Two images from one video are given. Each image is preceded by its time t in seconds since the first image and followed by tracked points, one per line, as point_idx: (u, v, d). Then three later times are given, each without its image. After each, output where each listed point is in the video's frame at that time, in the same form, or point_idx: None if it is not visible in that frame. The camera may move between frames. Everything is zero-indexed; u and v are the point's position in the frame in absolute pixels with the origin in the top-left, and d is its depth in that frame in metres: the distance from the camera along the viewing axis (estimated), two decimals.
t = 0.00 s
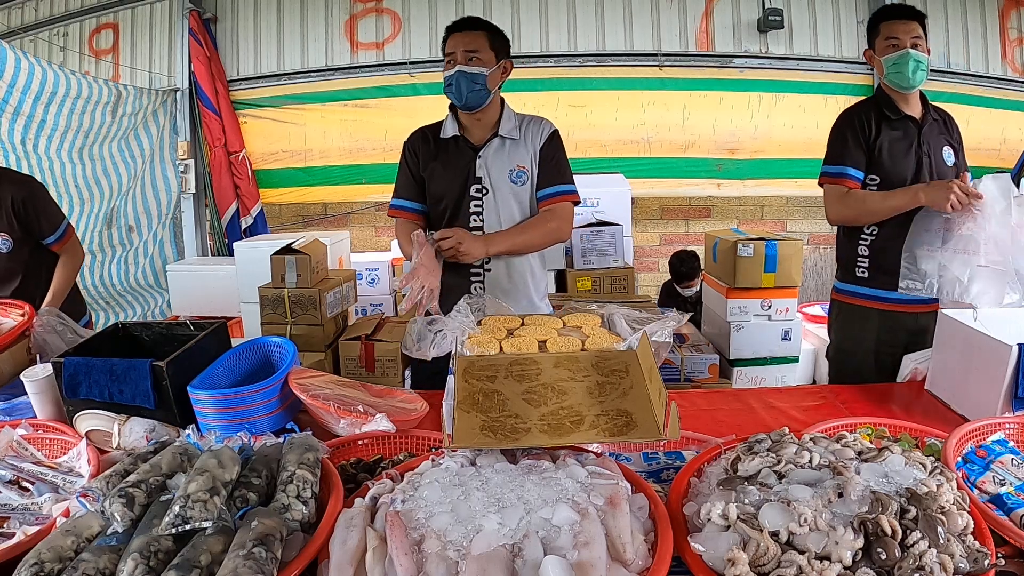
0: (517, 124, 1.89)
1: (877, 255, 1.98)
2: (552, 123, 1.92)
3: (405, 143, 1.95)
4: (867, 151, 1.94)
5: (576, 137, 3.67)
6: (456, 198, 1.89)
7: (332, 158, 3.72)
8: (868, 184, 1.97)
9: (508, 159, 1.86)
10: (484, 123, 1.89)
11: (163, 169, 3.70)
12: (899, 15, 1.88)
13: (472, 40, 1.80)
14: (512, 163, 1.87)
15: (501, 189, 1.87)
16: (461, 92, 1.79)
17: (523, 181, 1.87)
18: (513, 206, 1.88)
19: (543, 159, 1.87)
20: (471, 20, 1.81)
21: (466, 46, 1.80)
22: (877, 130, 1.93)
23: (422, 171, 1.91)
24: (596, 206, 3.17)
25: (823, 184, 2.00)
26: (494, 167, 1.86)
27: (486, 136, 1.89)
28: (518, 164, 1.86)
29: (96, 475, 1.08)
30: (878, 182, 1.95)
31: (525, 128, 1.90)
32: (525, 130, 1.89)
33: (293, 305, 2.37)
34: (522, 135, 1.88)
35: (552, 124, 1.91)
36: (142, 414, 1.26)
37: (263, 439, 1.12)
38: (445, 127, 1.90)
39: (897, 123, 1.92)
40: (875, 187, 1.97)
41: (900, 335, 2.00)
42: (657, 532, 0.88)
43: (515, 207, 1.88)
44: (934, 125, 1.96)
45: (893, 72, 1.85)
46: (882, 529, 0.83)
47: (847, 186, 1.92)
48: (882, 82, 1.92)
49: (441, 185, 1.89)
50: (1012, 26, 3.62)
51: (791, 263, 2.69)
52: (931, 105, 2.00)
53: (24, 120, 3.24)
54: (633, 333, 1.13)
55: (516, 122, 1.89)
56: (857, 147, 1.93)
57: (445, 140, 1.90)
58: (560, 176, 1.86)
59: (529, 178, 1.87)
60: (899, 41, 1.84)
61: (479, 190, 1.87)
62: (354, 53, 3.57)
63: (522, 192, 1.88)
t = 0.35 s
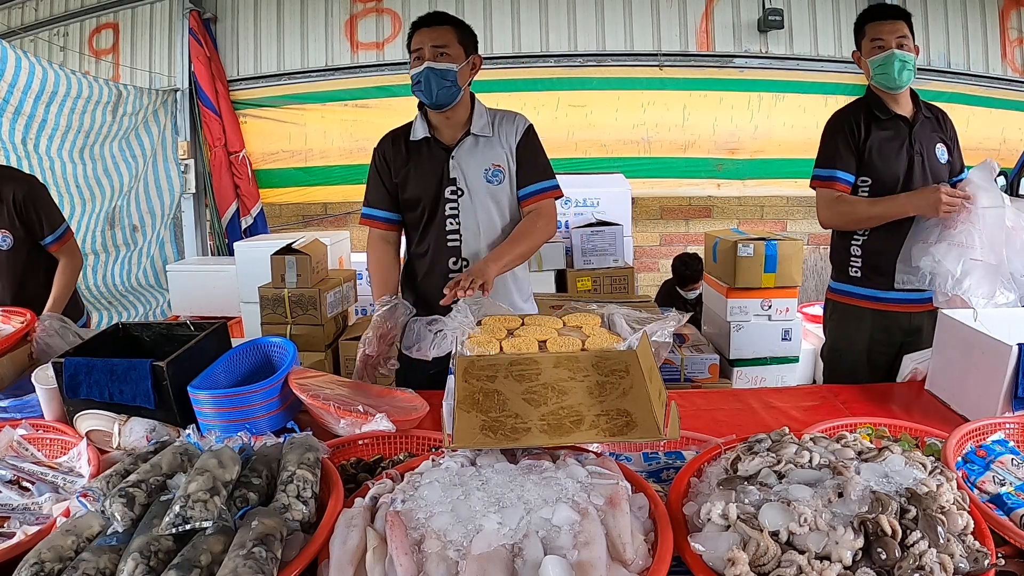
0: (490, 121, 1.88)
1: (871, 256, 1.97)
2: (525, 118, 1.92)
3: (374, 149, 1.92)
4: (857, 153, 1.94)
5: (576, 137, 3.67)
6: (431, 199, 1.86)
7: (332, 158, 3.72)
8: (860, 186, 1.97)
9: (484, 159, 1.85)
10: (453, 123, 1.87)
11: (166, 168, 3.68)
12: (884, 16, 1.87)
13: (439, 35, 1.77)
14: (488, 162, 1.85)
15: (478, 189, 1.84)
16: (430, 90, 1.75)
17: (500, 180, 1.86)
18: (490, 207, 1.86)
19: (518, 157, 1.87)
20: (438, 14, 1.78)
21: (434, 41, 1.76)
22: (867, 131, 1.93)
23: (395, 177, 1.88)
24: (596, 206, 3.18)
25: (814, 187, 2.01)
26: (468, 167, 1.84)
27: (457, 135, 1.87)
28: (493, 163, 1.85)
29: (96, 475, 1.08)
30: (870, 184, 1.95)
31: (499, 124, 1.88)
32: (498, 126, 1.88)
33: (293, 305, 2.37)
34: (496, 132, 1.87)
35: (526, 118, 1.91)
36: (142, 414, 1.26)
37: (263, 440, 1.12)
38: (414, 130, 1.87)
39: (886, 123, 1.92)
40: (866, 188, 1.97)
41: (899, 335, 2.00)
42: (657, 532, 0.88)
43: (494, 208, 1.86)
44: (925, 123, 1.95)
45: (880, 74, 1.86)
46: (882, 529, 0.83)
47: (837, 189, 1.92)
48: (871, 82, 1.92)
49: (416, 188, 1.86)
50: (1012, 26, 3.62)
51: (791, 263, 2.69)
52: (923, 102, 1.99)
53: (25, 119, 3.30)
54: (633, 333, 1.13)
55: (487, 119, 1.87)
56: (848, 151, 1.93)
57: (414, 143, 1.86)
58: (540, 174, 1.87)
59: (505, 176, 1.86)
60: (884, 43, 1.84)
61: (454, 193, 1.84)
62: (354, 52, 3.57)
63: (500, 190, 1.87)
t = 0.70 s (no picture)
0: (470, 120, 1.86)
1: (869, 256, 1.97)
2: (505, 115, 1.92)
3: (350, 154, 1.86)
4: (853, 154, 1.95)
5: (576, 137, 3.67)
6: (416, 204, 1.84)
7: (332, 158, 3.72)
8: (858, 186, 1.97)
9: (467, 159, 1.84)
10: (433, 125, 1.85)
11: (169, 169, 3.69)
12: (877, 16, 1.86)
13: (412, 34, 1.73)
14: (471, 162, 1.84)
15: (463, 191, 1.83)
16: (407, 91, 1.73)
17: (484, 179, 1.86)
18: (477, 206, 1.86)
19: (502, 156, 1.88)
20: (410, 13, 1.73)
21: (408, 41, 1.73)
22: (864, 131, 1.93)
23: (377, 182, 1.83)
24: (596, 206, 3.17)
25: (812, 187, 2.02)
26: (451, 168, 1.82)
27: (437, 137, 1.85)
28: (477, 163, 1.84)
29: (96, 475, 1.08)
30: (867, 184, 1.95)
31: (479, 123, 1.88)
32: (479, 124, 1.87)
33: (293, 305, 2.37)
34: (478, 130, 1.86)
35: (506, 116, 1.91)
36: (142, 414, 1.26)
37: (263, 440, 1.12)
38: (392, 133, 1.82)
39: (883, 123, 1.92)
40: (863, 188, 1.97)
41: (898, 335, 2.01)
42: (657, 532, 0.88)
43: (481, 208, 1.86)
44: (923, 122, 1.95)
45: (872, 73, 1.86)
46: (882, 529, 0.83)
47: (830, 189, 1.93)
48: (867, 82, 1.92)
49: (399, 193, 1.84)
50: (1012, 26, 3.61)
51: (791, 263, 2.69)
52: (921, 101, 1.98)
53: (26, 119, 3.31)
54: (633, 333, 1.13)
55: (467, 118, 1.86)
56: (843, 152, 1.94)
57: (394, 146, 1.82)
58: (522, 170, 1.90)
59: (489, 175, 1.86)
60: (876, 42, 1.84)
61: (439, 195, 1.82)
62: (354, 52, 3.57)
63: (485, 190, 1.87)
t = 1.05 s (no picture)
0: (460, 120, 1.85)
1: (869, 256, 1.97)
2: (497, 114, 1.89)
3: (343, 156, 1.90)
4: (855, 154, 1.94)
5: (576, 137, 3.68)
6: (405, 205, 1.84)
7: (332, 158, 3.72)
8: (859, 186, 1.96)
9: (456, 160, 1.82)
10: (423, 124, 1.84)
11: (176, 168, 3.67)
12: (875, 14, 1.86)
13: (399, 37, 1.70)
14: (460, 163, 1.82)
15: (451, 192, 1.81)
16: (395, 100, 1.73)
17: (473, 181, 1.83)
18: (465, 209, 1.83)
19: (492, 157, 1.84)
20: (396, 15, 1.70)
21: (393, 47, 1.70)
22: (865, 131, 1.93)
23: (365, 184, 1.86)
24: (596, 207, 3.18)
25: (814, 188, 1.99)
26: (439, 169, 1.80)
27: (428, 137, 1.84)
28: (465, 164, 1.82)
29: (96, 475, 1.08)
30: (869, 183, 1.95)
31: (470, 123, 1.85)
32: (470, 125, 1.85)
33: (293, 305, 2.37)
34: (469, 130, 1.84)
35: (497, 115, 1.89)
36: (142, 414, 1.26)
37: (263, 439, 1.12)
38: (382, 134, 1.84)
39: (884, 123, 1.92)
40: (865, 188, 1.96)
41: (898, 335, 2.01)
42: (657, 532, 0.88)
43: (470, 209, 1.83)
44: (923, 122, 1.95)
45: (866, 70, 1.87)
46: (882, 529, 0.83)
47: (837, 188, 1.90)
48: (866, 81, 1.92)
49: (388, 194, 1.85)
50: (1013, 26, 3.61)
51: (791, 263, 2.69)
52: (921, 101, 1.98)
53: (28, 117, 3.30)
54: (633, 333, 1.13)
55: (458, 119, 1.84)
56: (847, 151, 1.92)
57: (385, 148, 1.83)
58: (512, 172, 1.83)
59: (478, 176, 1.83)
60: (871, 39, 1.84)
61: (428, 197, 1.81)
62: (354, 52, 3.57)
63: (475, 192, 1.84)
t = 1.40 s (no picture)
0: (469, 120, 1.85)
1: (869, 256, 1.98)
2: (506, 116, 1.89)
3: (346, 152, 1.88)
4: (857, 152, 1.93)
5: (576, 137, 3.68)
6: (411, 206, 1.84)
7: (332, 158, 3.72)
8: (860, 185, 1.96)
9: (465, 160, 1.83)
10: (431, 123, 1.83)
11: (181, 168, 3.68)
12: (875, 15, 1.86)
13: (419, 32, 1.70)
14: (468, 163, 1.84)
15: (459, 193, 1.83)
16: (419, 92, 1.69)
17: (482, 181, 1.85)
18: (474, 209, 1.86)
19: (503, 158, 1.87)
20: (412, 12, 1.69)
21: (417, 40, 1.69)
22: (867, 130, 1.93)
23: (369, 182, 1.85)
24: (596, 207, 3.17)
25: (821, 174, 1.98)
26: (448, 170, 1.82)
27: (435, 137, 1.84)
28: (475, 164, 1.84)
29: (96, 475, 1.08)
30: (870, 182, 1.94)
31: (479, 123, 1.86)
32: (478, 125, 1.85)
33: (293, 305, 2.37)
34: (477, 130, 1.85)
35: (507, 116, 1.89)
36: (142, 414, 1.26)
37: (263, 440, 1.11)
38: (389, 134, 1.83)
39: (886, 123, 1.92)
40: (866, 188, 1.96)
41: (897, 335, 2.01)
42: (656, 532, 0.88)
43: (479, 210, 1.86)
44: (926, 122, 1.95)
45: (864, 73, 1.87)
46: (882, 529, 0.83)
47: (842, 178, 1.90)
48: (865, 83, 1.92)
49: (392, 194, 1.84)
50: (1013, 26, 3.61)
51: (791, 263, 2.69)
52: (924, 102, 1.98)
53: (36, 115, 3.29)
54: (633, 333, 1.13)
55: (466, 118, 1.84)
56: (850, 148, 1.92)
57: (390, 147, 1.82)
58: (522, 172, 1.89)
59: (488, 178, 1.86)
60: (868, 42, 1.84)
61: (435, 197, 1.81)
62: (354, 52, 3.57)
63: (484, 193, 1.86)
